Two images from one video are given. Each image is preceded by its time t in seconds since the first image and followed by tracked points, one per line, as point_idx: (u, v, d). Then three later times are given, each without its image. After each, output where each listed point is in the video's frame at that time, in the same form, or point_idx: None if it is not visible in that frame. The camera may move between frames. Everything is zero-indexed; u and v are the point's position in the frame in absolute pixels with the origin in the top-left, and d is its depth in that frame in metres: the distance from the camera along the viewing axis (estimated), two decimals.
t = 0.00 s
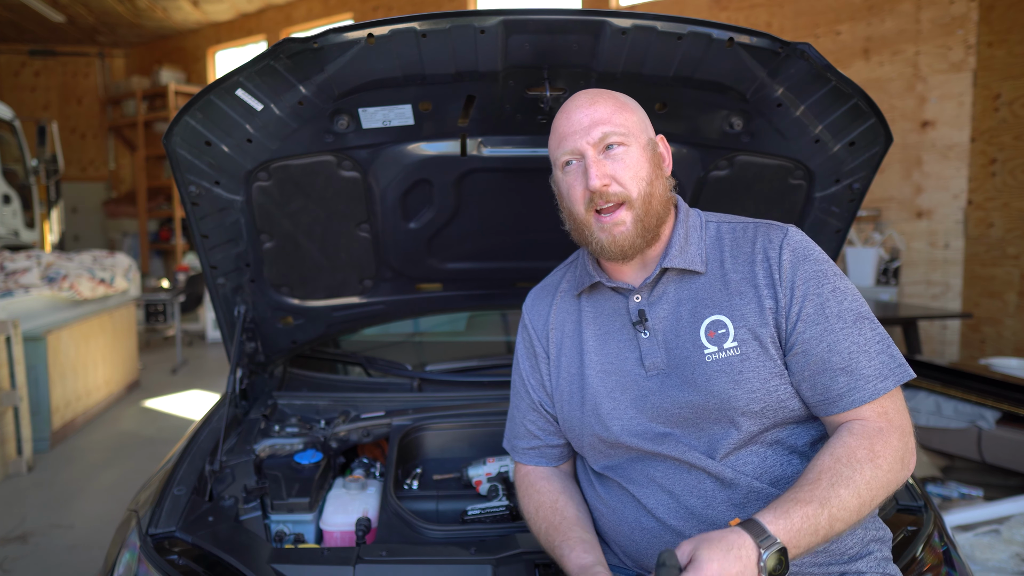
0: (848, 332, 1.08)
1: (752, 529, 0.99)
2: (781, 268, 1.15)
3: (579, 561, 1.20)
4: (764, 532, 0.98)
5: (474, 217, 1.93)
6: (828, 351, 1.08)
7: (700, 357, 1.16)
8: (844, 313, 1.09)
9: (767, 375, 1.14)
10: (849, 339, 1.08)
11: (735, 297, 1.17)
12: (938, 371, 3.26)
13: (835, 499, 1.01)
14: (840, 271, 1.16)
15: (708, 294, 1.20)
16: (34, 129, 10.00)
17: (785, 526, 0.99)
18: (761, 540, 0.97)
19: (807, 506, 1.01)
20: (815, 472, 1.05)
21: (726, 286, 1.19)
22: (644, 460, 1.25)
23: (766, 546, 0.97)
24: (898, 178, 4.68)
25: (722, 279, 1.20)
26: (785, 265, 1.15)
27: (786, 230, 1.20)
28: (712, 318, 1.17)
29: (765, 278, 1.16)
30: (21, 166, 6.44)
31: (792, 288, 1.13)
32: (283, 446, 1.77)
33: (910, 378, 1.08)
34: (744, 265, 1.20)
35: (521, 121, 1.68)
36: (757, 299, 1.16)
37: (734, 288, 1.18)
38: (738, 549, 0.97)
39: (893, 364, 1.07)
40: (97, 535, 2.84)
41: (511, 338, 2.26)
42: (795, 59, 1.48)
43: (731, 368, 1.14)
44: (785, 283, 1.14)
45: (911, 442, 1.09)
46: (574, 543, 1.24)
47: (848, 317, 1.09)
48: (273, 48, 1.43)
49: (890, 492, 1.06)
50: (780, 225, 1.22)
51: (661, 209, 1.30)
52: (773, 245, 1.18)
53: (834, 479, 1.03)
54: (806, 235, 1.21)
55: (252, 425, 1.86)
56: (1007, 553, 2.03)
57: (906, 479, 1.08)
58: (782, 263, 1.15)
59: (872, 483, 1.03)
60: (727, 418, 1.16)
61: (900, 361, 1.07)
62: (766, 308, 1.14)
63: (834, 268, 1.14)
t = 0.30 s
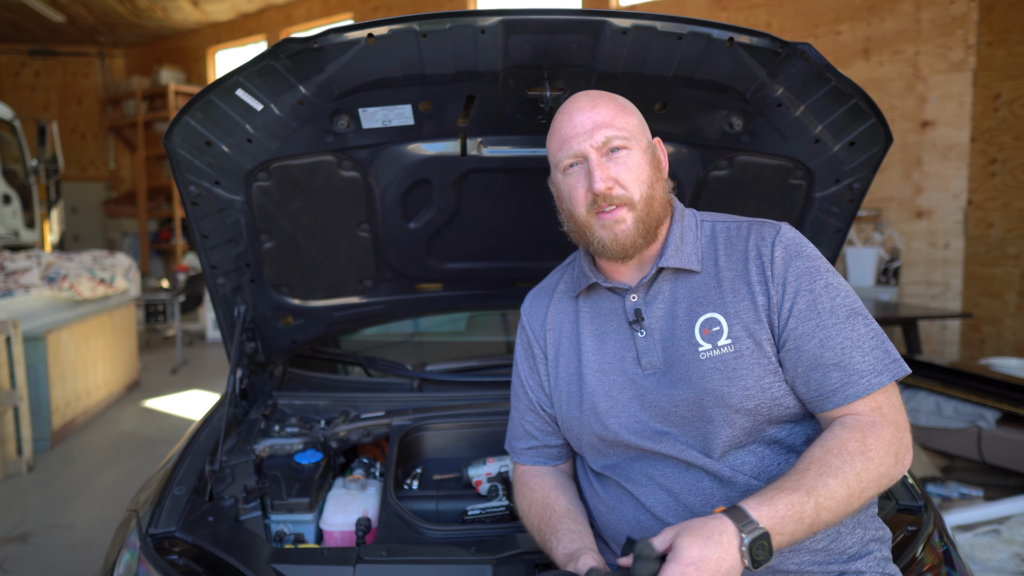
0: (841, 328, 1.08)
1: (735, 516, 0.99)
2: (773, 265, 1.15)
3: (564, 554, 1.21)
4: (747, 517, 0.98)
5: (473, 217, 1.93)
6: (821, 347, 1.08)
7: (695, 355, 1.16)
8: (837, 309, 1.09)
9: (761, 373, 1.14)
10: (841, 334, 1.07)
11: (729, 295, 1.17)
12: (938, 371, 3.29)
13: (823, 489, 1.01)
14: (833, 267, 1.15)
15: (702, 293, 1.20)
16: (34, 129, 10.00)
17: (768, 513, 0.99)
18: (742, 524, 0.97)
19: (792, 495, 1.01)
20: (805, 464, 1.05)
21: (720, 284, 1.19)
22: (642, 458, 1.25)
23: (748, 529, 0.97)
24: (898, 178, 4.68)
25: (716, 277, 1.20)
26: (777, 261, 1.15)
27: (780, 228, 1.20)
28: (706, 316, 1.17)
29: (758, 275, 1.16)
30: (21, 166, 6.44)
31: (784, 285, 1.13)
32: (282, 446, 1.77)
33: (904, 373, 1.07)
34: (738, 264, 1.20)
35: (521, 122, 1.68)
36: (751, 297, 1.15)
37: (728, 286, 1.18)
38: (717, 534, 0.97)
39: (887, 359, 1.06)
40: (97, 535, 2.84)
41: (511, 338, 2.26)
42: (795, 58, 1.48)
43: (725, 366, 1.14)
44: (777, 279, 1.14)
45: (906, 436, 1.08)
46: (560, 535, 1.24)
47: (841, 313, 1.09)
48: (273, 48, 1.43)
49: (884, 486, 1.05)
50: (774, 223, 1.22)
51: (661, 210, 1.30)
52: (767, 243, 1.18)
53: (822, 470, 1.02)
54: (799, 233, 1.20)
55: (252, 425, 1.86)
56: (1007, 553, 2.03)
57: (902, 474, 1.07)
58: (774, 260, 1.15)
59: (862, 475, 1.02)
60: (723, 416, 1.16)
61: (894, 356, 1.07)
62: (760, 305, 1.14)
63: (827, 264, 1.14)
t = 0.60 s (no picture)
0: (841, 329, 1.07)
1: (740, 546, 0.99)
2: (774, 267, 1.15)
3: (562, 552, 1.21)
4: (753, 547, 0.99)
5: (473, 217, 1.93)
6: (821, 349, 1.08)
7: (696, 355, 1.16)
8: (837, 311, 1.09)
9: (763, 373, 1.14)
10: (842, 335, 1.07)
11: (731, 296, 1.17)
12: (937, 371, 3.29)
13: (825, 508, 1.01)
14: (834, 268, 1.15)
15: (704, 294, 1.20)
16: (34, 129, 10.01)
17: (774, 539, 0.99)
18: (749, 555, 0.98)
19: (797, 518, 1.00)
20: (807, 480, 1.05)
21: (721, 285, 1.19)
22: (643, 457, 1.25)
23: (755, 562, 0.97)
24: (898, 178, 4.68)
25: (717, 278, 1.20)
26: (778, 262, 1.14)
27: (780, 228, 1.20)
28: (707, 317, 1.17)
29: (759, 276, 1.16)
30: (21, 166, 6.43)
31: (785, 286, 1.13)
32: (282, 446, 1.77)
33: (905, 375, 1.06)
34: (739, 265, 1.20)
35: (521, 122, 1.68)
36: (751, 298, 1.15)
37: (729, 288, 1.18)
38: (724, 570, 0.98)
39: (887, 361, 1.06)
40: (98, 534, 2.84)
41: (511, 338, 2.26)
42: (795, 58, 1.48)
43: (726, 366, 1.14)
44: (778, 281, 1.14)
45: (905, 439, 1.08)
46: (559, 535, 1.24)
47: (841, 314, 1.08)
48: (273, 48, 1.43)
49: (884, 493, 1.05)
50: (775, 224, 1.22)
51: (664, 213, 1.30)
52: (767, 244, 1.18)
53: (824, 488, 1.02)
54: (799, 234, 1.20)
55: (252, 425, 1.86)
56: (1007, 553, 2.03)
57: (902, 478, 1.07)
58: (775, 261, 1.15)
59: (862, 488, 1.03)
60: (724, 417, 1.16)
61: (894, 357, 1.06)
62: (761, 306, 1.14)
63: (827, 266, 1.14)
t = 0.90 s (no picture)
0: (848, 328, 1.08)
1: (746, 533, 0.99)
2: (781, 264, 1.15)
3: (557, 536, 1.23)
4: (758, 535, 0.98)
5: (473, 217, 1.93)
6: (827, 347, 1.08)
7: (700, 351, 1.16)
8: (844, 310, 1.09)
9: (767, 370, 1.14)
10: (848, 334, 1.07)
11: (736, 293, 1.17)
12: (937, 371, 3.30)
13: (831, 500, 1.01)
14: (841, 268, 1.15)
15: (708, 290, 1.20)
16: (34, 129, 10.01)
17: (780, 528, 0.99)
18: (753, 542, 0.98)
19: (802, 508, 1.00)
20: (812, 474, 1.04)
21: (726, 281, 1.19)
22: (645, 454, 1.24)
23: (759, 548, 0.97)
24: (898, 178, 4.68)
25: (723, 275, 1.20)
26: (785, 260, 1.15)
27: (787, 227, 1.20)
28: (712, 313, 1.18)
29: (766, 273, 1.16)
30: (21, 166, 6.43)
31: (792, 284, 1.13)
32: (282, 446, 1.77)
33: (910, 376, 1.07)
34: (745, 262, 1.20)
35: (521, 122, 1.68)
36: (757, 295, 1.15)
37: (735, 284, 1.18)
38: (728, 553, 0.97)
39: (893, 362, 1.06)
40: (97, 534, 2.84)
41: (511, 338, 2.26)
42: (795, 58, 1.48)
43: (730, 362, 1.14)
44: (785, 278, 1.14)
45: (909, 439, 1.08)
46: (554, 519, 1.26)
47: (848, 313, 1.09)
48: (273, 48, 1.43)
49: (888, 491, 1.05)
50: (782, 223, 1.22)
51: (669, 209, 1.29)
52: (774, 242, 1.18)
53: (830, 480, 1.02)
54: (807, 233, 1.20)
55: (252, 425, 1.86)
56: (1007, 553, 2.03)
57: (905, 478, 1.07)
58: (782, 259, 1.15)
59: (868, 483, 1.02)
60: (727, 414, 1.15)
61: (899, 358, 1.07)
62: (767, 303, 1.14)
63: (834, 265, 1.14)
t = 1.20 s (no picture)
0: (846, 327, 1.07)
1: (744, 529, 0.99)
2: (780, 263, 1.15)
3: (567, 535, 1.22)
4: (755, 531, 0.98)
5: (473, 217, 1.93)
6: (826, 345, 1.08)
7: (699, 350, 1.16)
8: (842, 309, 1.09)
9: (766, 369, 1.13)
10: (847, 333, 1.07)
11: (735, 292, 1.17)
12: (937, 371, 3.30)
13: (829, 497, 1.01)
14: (840, 267, 1.15)
15: (708, 288, 1.20)
16: (34, 129, 10.01)
17: (778, 525, 0.99)
18: (751, 539, 0.98)
19: (800, 505, 1.00)
20: (810, 470, 1.05)
21: (725, 280, 1.19)
22: (644, 453, 1.25)
23: (756, 545, 0.97)
24: (898, 178, 4.68)
25: (722, 273, 1.20)
26: (784, 259, 1.15)
27: (786, 226, 1.20)
28: (711, 312, 1.18)
29: (765, 272, 1.16)
30: (21, 166, 6.43)
31: (791, 282, 1.13)
32: (283, 446, 1.77)
33: (909, 375, 1.06)
34: (744, 261, 1.20)
35: (521, 121, 1.68)
36: (756, 293, 1.15)
37: (734, 283, 1.18)
38: (725, 549, 0.98)
39: (891, 360, 1.06)
40: (97, 535, 2.84)
41: (511, 338, 2.25)
42: (795, 58, 1.48)
43: (729, 361, 1.14)
44: (784, 276, 1.14)
45: (909, 438, 1.08)
46: (564, 518, 1.25)
47: (847, 312, 1.08)
48: (273, 48, 1.43)
49: (887, 489, 1.05)
50: (781, 222, 1.22)
51: (666, 209, 1.29)
52: (773, 241, 1.18)
53: (828, 477, 1.02)
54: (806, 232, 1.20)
55: (252, 425, 1.86)
56: (1007, 553, 2.03)
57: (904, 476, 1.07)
58: (782, 257, 1.15)
59: (866, 480, 1.02)
60: (726, 413, 1.15)
61: (898, 357, 1.06)
62: (766, 301, 1.14)
63: (833, 264, 1.14)
